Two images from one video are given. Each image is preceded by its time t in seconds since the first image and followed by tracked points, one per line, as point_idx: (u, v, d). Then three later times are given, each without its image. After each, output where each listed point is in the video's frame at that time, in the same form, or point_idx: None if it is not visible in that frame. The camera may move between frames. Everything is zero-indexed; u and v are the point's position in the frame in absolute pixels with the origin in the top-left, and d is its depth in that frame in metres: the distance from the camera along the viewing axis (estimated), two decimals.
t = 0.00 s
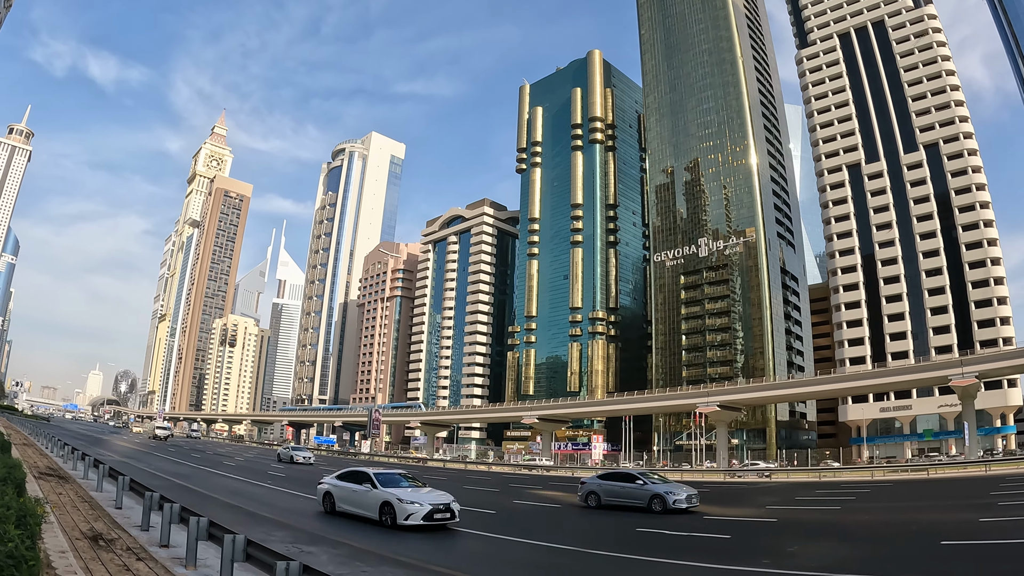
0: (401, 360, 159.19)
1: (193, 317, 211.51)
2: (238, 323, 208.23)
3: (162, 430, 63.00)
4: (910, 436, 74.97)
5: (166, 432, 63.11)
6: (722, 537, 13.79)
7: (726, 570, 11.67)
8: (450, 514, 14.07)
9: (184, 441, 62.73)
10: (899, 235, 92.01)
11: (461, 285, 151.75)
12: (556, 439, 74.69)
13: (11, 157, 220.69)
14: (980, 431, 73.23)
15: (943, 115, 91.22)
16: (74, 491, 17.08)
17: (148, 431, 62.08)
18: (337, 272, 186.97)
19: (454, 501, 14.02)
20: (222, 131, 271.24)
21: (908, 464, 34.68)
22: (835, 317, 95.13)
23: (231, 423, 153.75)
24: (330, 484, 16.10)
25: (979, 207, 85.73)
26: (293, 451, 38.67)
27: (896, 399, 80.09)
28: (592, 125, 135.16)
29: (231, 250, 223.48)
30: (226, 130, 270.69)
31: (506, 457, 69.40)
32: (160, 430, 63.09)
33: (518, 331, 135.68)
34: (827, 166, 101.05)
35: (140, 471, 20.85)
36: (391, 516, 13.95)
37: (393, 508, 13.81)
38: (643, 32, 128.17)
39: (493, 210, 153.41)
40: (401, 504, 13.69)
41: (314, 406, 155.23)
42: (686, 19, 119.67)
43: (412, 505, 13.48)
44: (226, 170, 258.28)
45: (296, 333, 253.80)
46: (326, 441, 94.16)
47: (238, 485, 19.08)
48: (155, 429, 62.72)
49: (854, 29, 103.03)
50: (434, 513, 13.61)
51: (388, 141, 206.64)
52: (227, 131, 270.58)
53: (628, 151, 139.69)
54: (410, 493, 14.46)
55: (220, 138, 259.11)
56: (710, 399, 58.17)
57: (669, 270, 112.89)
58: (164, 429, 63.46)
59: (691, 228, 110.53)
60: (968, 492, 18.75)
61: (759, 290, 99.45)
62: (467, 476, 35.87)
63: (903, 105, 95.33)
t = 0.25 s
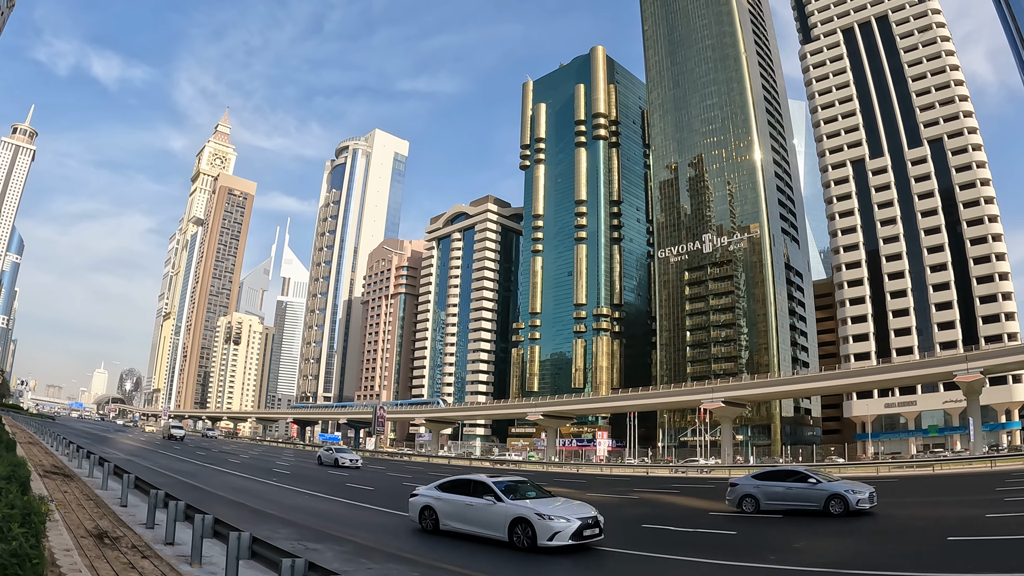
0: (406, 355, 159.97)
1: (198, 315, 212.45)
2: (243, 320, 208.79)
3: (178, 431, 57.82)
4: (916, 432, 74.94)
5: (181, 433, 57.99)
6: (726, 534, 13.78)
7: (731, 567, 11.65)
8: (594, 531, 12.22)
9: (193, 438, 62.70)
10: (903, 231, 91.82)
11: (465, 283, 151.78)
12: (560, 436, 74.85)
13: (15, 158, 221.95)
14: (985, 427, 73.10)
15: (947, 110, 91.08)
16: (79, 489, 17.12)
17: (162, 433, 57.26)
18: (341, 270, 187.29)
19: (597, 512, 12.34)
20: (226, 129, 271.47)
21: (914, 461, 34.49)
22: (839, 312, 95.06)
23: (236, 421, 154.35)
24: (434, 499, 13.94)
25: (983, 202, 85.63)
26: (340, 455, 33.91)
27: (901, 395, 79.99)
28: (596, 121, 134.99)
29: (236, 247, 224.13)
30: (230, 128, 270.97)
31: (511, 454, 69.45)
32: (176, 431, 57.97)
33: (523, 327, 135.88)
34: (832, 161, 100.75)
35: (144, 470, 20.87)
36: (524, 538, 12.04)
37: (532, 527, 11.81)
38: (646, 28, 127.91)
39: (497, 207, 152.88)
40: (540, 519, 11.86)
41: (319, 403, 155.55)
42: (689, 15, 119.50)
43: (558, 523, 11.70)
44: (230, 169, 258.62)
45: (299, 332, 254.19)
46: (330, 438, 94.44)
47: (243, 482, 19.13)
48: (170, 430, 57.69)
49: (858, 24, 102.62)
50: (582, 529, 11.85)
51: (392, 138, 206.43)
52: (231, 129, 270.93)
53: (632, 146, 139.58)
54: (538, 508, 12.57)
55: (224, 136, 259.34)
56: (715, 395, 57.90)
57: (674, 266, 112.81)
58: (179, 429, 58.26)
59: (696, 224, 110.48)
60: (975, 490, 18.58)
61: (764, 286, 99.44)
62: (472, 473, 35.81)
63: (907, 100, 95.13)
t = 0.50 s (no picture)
0: (412, 354, 160.19)
1: (204, 313, 213.11)
2: (249, 319, 209.37)
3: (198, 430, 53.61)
4: (923, 427, 74.91)
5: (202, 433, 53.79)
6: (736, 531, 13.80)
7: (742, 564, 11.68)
8: (818, 545, 10.21)
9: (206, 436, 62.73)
10: (910, 226, 91.57)
11: (472, 281, 151.75)
12: (567, 433, 74.95)
13: (22, 157, 222.82)
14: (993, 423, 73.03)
15: (954, 105, 90.86)
16: (86, 488, 17.17)
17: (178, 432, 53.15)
18: (348, 265, 186.75)
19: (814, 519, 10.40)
20: (231, 127, 271.78)
21: (922, 457, 34.52)
22: (846, 309, 94.90)
23: (243, 419, 155.09)
24: (600, 516, 11.59)
25: (990, 198, 85.49)
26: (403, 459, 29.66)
27: (908, 391, 79.91)
28: (601, 118, 134.80)
29: (242, 245, 224.70)
30: (235, 126, 271.37)
31: (518, 450, 69.69)
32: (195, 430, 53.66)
33: (529, 325, 135.78)
34: (838, 157, 100.43)
35: (152, 468, 20.88)
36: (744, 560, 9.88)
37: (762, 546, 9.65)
38: (652, 24, 127.52)
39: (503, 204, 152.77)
40: (772, 536, 9.71)
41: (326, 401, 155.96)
42: (694, 10, 119.08)
43: (793, 539, 9.65)
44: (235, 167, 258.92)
45: (305, 330, 254.99)
46: (338, 436, 94.73)
47: (250, 480, 19.16)
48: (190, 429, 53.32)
49: (864, 18, 102.15)
50: (816, 545, 9.95)
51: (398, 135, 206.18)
52: (236, 127, 271.28)
53: (638, 143, 139.53)
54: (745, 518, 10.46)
55: (229, 135, 259.44)
56: (722, 391, 57.99)
57: (680, 263, 112.70)
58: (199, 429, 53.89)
59: (702, 220, 110.32)
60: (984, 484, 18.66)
61: (771, 282, 99.32)
62: (482, 469, 35.82)
63: (914, 95, 94.80)
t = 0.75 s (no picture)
0: (418, 351, 160.28)
1: (210, 311, 213.70)
2: (255, 316, 209.86)
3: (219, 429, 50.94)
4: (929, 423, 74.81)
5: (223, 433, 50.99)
6: (744, 527, 13.77)
7: (749, 561, 11.66)
8: None
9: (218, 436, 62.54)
10: (916, 222, 91.23)
11: (477, 278, 151.75)
12: (573, 430, 74.92)
13: (27, 156, 223.94)
14: (1001, 419, 72.79)
15: (960, 100, 90.48)
16: (93, 486, 17.23)
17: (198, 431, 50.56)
18: (354, 263, 187.00)
19: None
20: (236, 125, 272.13)
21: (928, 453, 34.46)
22: (853, 304, 94.71)
23: (250, 416, 155.62)
24: (864, 528, 9.33)
25: (997, 193, 85.19)
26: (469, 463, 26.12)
27: (915, 387, 79.71)
28: (607, 114, 134.63)
29: (248, 243, 225.19)
30: (241, 124, 271.90)
31: (525, 447, 69.80)
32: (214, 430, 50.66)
33: (535, 321, 135.73)
34: (844, 152, 100.10)
35: (159, 466, 20.99)
36: None
37: None
38: (657, 19, 127.16)
39: (509, 200, 153.41)
40: None
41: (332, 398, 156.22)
42: (700, 6, 118.72)
43: None
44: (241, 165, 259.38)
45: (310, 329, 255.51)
46: (345, 433, 94.99)
47: (258, 478, 19.21)
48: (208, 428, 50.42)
49: (869, 13, 101.92)
50: None
51: (404, 132, 206.20)
52: (241, 125, 271.78)
53: (644, 139, 139.35)
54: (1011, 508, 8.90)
55: (234, 133, 259.83)
56: (728, 388, 57.87)
57: (686, 259, 112.54)
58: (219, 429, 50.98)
59: (708, 216, 110.16)
60: (994, 481, 18.59)
61: (777, 278, 99.18)
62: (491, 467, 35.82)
63: (920, 90, 94.49)
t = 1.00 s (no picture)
0: (424, 348, 160.46)
1: (216, 309, 214.23)
2: (260, 314, 210.30)
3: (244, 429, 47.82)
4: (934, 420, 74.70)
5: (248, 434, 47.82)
6: (750, 524, 13.76)
7: (753, 558, 11.70)
8: None
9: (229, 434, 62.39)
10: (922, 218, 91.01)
11: (482, 275, 151.76)
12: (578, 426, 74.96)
13: (32, 156, 224.58)
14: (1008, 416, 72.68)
15: (965, 95, 90.12)
16: (99, 484, 17.29)
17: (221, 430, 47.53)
18: (359, 259, 187.24)
19: None
20: (240, 123, 272.16)
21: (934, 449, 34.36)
22: (858, 300, 94.57)
23: (256, 413, 156.13)
24: None
25: (1003, 188, 84.98)
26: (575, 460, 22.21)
27: (921, 384, 79.62)
28: (611, 110, 134.42)
29: (253, 241, 225.41)
30: (245, 122, 272.02)
31: (531, 444, 69.85)
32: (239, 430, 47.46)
33: (540, 318, 135.84)
34: (849, 148, 99.80)
35: (165, 464, 21.01)
36: None
37: None
38: (661, 16, 126.91)
39: (514, 197, 153.60)
40: None
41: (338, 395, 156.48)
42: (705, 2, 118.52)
43: None
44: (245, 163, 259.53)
45: (315, 327, 256.08)
46: (351, 430, 95.11)
47: (263, 475, 19.24)
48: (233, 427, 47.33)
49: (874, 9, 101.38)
50: None
51: (408, 130, 205.79)
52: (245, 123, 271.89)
53: (648, 136, 139.19)
54: None
55: (239, 131, 259.96)
56: (733, 384, 57.75)
57: (691, 255, 112.47)
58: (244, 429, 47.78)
59: (713, 212, 110.03)
60: (1000, 478, 18.60)
61: (782, 274, 99.01)
62: (498, 464, 35.84)
63: (925, 86, 94.22)
